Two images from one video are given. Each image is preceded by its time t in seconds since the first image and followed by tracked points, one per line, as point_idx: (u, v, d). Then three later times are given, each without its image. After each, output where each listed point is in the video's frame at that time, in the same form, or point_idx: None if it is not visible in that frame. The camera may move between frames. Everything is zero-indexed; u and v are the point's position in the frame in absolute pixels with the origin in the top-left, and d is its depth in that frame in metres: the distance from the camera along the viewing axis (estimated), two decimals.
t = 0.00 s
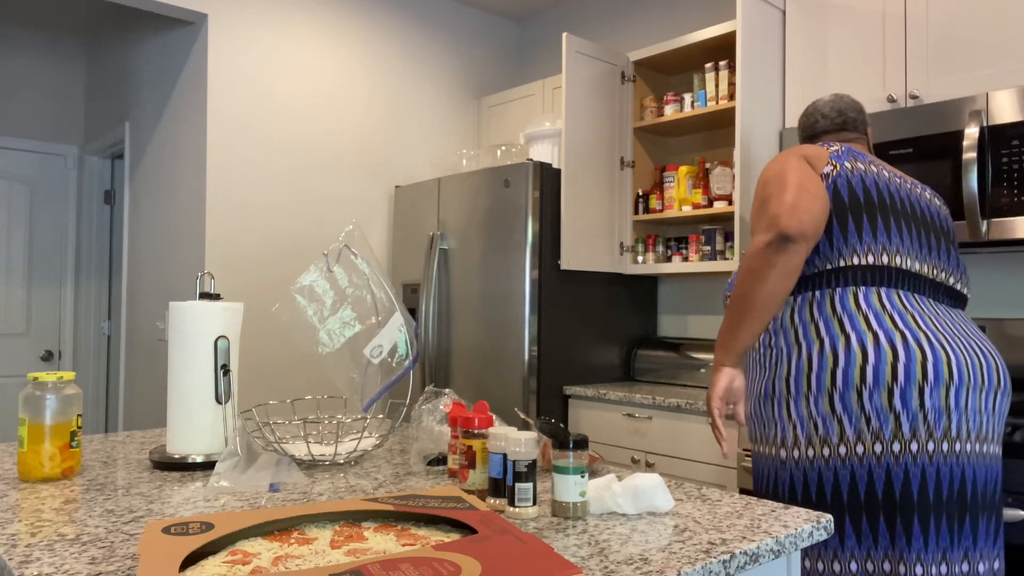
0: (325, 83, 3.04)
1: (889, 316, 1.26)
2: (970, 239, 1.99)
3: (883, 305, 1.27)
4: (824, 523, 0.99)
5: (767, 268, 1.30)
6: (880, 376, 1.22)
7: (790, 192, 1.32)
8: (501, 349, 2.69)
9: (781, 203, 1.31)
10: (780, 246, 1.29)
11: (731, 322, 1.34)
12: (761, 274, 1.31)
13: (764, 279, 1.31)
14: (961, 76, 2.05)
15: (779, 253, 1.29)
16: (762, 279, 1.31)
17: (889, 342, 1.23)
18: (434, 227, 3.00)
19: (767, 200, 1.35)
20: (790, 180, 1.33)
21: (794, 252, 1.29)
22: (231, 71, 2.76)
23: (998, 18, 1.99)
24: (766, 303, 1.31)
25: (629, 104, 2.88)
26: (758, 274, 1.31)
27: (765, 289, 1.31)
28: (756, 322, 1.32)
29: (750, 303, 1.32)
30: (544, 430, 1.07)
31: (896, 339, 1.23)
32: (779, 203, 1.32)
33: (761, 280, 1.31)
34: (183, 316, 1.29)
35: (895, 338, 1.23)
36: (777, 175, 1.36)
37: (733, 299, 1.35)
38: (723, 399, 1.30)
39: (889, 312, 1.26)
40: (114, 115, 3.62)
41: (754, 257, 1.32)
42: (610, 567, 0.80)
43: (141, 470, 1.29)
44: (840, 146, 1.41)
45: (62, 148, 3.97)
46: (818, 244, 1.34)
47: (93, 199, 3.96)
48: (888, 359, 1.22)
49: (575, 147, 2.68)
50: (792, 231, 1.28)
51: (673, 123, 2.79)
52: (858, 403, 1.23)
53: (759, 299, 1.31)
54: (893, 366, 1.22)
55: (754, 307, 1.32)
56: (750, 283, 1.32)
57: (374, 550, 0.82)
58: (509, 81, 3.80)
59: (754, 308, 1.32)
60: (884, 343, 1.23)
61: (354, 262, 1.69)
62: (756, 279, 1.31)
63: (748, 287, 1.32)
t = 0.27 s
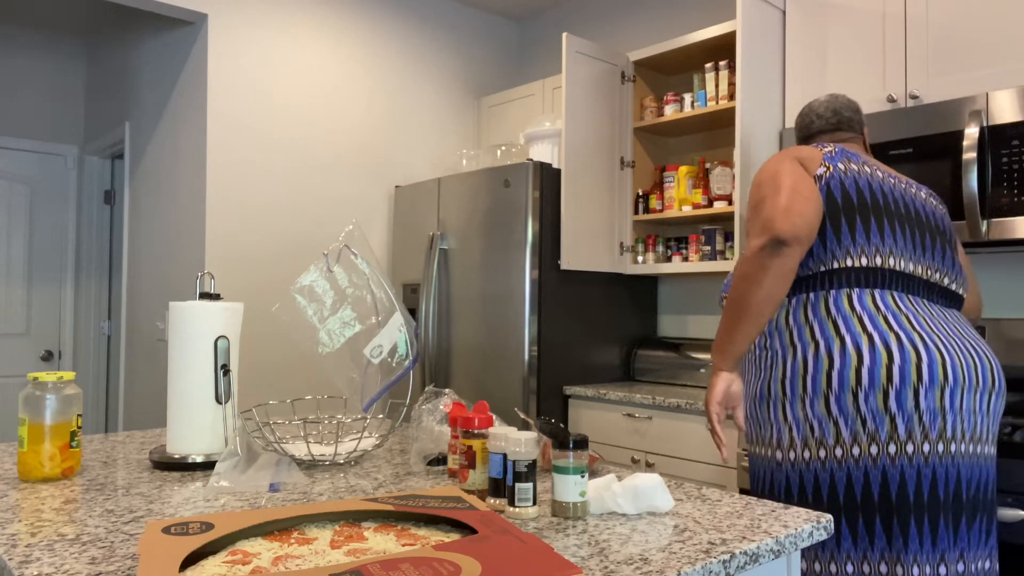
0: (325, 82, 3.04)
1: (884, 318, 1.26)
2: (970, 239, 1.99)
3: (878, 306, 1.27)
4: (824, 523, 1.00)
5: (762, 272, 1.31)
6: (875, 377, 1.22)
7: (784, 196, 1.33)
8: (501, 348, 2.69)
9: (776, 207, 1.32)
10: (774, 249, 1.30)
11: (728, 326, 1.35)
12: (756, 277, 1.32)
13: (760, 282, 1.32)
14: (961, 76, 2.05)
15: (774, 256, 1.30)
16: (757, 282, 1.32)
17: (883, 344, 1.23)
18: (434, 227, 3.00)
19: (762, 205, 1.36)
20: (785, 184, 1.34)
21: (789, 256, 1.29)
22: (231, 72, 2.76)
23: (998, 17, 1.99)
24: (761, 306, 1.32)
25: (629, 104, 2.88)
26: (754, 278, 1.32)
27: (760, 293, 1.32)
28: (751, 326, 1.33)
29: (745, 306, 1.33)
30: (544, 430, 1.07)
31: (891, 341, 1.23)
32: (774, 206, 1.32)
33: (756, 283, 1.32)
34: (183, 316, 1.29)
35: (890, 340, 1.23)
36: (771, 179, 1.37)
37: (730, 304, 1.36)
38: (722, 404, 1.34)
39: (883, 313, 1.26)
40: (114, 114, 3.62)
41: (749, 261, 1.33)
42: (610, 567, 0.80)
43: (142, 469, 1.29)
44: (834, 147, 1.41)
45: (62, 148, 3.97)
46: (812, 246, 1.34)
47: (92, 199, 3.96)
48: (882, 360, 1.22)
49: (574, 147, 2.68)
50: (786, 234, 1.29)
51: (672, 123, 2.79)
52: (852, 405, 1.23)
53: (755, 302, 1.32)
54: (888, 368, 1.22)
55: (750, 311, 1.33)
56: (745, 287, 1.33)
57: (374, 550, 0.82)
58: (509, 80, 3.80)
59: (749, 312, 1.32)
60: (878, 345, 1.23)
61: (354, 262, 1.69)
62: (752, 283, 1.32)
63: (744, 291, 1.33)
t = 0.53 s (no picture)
0: (325, 83, 3.04)
1: (874, 317, 1.26)
2: (970, 239, 1.99)
3: (869, 305, 1.27)
4: (823, 523, 0.99)
5: (750, 271, 1.32)
6: (864, 376, 1.22)
7: (773, 196, 1.33)
8: (501, 348, 2.69)
9: (765, 206, 1.33)
10: (762, 248, 1.31)
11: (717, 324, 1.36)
12: (745, 276, 1.33)
13: (748, 281, 1.33)
14: (961, 76, 2.05)
15: (762, 255, 1.31)
16: (746, 281, 1.33)
17: (873, 343, 1.23)
18: (434, 227, 3.00)
19: (753, 204, 1.37)
20: (775, 183, 1.35)
21: (776, 255, 1.30)
22: (231, 72, 2.76)
23: (998, 17, 1.99)
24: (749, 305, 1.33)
25: (630, 104, 2.88)
26: (743, 277, 1.33)
27: (748, 292, 1.33)
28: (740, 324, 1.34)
29: (734, 305, 1.34)
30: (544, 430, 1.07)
31: (881, 341, 1.23)
32: (764, 206, 1.33)
33: (745, 282, 1.33)
34: (183, 316, 1.29)
35: (880, 340, 1.23)
36: (764, 178, 1.37)
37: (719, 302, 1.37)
38: (707, 402, 1.32)
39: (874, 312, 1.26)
40: (114, 115, 3.62)
41: (739, 260, 1.34)
42: (610, 567, 0.80)
43: (142, 470, 1.29)
44: (830, 146, 1.41)
45: (62, 148, 3.97)
46: (804, 246, 1.34)
47: (92, 200, 3.96)
48: (872, 360, 1.22)
49: (574, 147, 2.68)
50: (773, 234, 1.29)
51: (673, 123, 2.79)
52: (842, 404, 1.24)
53: (743, 301, 1.33)
54: (877, 367, 1.22)
55: (738, 309, 1.34)
56: (735, 285, 1.34)
57: (374, 550, 0.82)
58: (510, 80, 3.80)
59: (737, 310, 1.34)
60: (868, 344, 1.23)
61: (354, 261, 1.69)
62: (740, 282, 1.33)
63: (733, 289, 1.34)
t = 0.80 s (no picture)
0: (325, 82, 3.04)
1: (869, 316, 1.26)
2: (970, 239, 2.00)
3: (864, 305, 1.27)
4: (823, 523, 0.99)
5: (744, 271, 1.32)
6: (859, 376, 1.22)
7: (768, 196, 1.33)
8: (500, 348, 2.69)
9: (760, 207, 1.33)
10: (755, 249, 1.31)
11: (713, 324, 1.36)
12: (739, 277, 1.33)
13: (741, 281, 1.33)
14: (962, 76, 2.05)
15: (755, 256, 1.31)
16: (740, 281, 1.33)
17: (868, 343, 1.23)
18: (434, 227, 3.00)
19: (749, 203, 1.37)
20: (772, 184, 1.35)
21: (769, 256, 1.30)
22: (231, 72, 2.76)
23: (998, 17, 1.99)
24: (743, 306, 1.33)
25: (630, 104, 2.88)
26: (737, 277, 1.33)
27: (742, 292, 1.33)
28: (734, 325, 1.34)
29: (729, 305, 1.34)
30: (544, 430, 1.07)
31: (876, 340, 1.23)
32: (759, 206, 1.33)
33: (739, 282, 1.33)
34: (183, 315, 1.29)
35: (875, 339, 1.23)
36: (762, 179, 1.37)
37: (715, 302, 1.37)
38: (705, 398, 1.31)
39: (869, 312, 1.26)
40: (113, 114, 3.62)
41: (733, 261, 1.35)
42: (610, 567, 0.80)
43: (141, 470, 1.29)
44: (830, 147, 1.40)
45: (62, 148, 3.97)
46: (801, 245, 1.34)
47: (93, 200, 3.96)
48: (866, 359, 1.22)
49: (575, 147, 2.68)
50: (766, 235, 1.29)
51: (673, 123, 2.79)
52: (837, 403, 1.24)
53: (737, 302, 1.33)
54: (871, 367, 1.22)
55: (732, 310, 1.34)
56: (730, 286, 1.34)
57: (374, 550, 0.82)
58: (510, 80, 3.80)
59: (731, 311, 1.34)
60: (863, 343, 1.23)
61: (354, 261, 1.69)
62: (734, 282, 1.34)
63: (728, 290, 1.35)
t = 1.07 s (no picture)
0: (325, 83, 3.04)
1: (872, 316, 1.26)
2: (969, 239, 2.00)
3: (868, 305, 1.27)
4: (824, 523, 0.99)
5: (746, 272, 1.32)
6: (863, 376, 1.22)
7: (770, 197, 1.33)
8: (500, 348, 2.69)
9: (762, 208, 1.33)
10: (757, 250, 1.31)
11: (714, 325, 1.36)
12: (742, 278, 1.33)
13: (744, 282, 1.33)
14: (962, 76, 2.05)
15: (757, 257, 1.31)
16: (743, 282, 1.33)
17: (871, 343, 1.23)
18: (434, 227, 3.00)
19: (751, 204, 1.37)
20: (774, 185, 1.35)
21: (771, 257, 1.30)
22: (231, 72, 2.76)
23: (998, 17, 1.99)
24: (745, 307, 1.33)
25: (630, 104, 2.88)
26: (739, 278, 1.33)
27: (744, 293, 1.33)
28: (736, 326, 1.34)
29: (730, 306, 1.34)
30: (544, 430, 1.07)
31: (879, 341, 1.23)
32: (762, 207, 1.33)
33: (741, 283, 1.33)
34: (183, 316, 1.29)
35: (878, 340, 1.23)
36: (764, 179, 1.37)
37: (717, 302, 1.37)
38: (706, 399, 1.32)
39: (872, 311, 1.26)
40: (113, 114, 3.62)
41: (736, 262, 1.34)
42: (610, 567, 0.80)
43: (142, 469, 1.29)
44: (832, 147, 1.40)
45: (62, 148, 3.97)
46: (804, 245, 1.34)
47: (92, 200, 3.96)
48: (869, 360, 1.22)
49: (575, 147, 2.68)
50: (769, 236, 1.29)
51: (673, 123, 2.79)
52: (841, 403, 1.24)
53: (739, 302, 1.33)
54: (875, 367, 1.22)
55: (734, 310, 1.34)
56: (732, 286, 1.34)
57: (374, 550, 0.82)
58: (510, 80, 3.80)
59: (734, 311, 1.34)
60: (866, 343, 1.23)
61: (354, 261, 1.69)
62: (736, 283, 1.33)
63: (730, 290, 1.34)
